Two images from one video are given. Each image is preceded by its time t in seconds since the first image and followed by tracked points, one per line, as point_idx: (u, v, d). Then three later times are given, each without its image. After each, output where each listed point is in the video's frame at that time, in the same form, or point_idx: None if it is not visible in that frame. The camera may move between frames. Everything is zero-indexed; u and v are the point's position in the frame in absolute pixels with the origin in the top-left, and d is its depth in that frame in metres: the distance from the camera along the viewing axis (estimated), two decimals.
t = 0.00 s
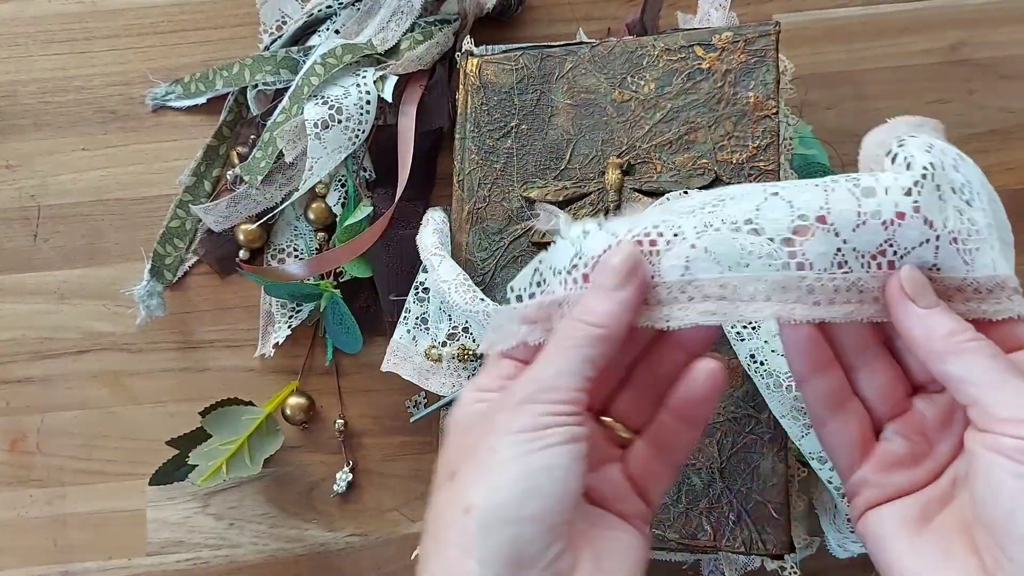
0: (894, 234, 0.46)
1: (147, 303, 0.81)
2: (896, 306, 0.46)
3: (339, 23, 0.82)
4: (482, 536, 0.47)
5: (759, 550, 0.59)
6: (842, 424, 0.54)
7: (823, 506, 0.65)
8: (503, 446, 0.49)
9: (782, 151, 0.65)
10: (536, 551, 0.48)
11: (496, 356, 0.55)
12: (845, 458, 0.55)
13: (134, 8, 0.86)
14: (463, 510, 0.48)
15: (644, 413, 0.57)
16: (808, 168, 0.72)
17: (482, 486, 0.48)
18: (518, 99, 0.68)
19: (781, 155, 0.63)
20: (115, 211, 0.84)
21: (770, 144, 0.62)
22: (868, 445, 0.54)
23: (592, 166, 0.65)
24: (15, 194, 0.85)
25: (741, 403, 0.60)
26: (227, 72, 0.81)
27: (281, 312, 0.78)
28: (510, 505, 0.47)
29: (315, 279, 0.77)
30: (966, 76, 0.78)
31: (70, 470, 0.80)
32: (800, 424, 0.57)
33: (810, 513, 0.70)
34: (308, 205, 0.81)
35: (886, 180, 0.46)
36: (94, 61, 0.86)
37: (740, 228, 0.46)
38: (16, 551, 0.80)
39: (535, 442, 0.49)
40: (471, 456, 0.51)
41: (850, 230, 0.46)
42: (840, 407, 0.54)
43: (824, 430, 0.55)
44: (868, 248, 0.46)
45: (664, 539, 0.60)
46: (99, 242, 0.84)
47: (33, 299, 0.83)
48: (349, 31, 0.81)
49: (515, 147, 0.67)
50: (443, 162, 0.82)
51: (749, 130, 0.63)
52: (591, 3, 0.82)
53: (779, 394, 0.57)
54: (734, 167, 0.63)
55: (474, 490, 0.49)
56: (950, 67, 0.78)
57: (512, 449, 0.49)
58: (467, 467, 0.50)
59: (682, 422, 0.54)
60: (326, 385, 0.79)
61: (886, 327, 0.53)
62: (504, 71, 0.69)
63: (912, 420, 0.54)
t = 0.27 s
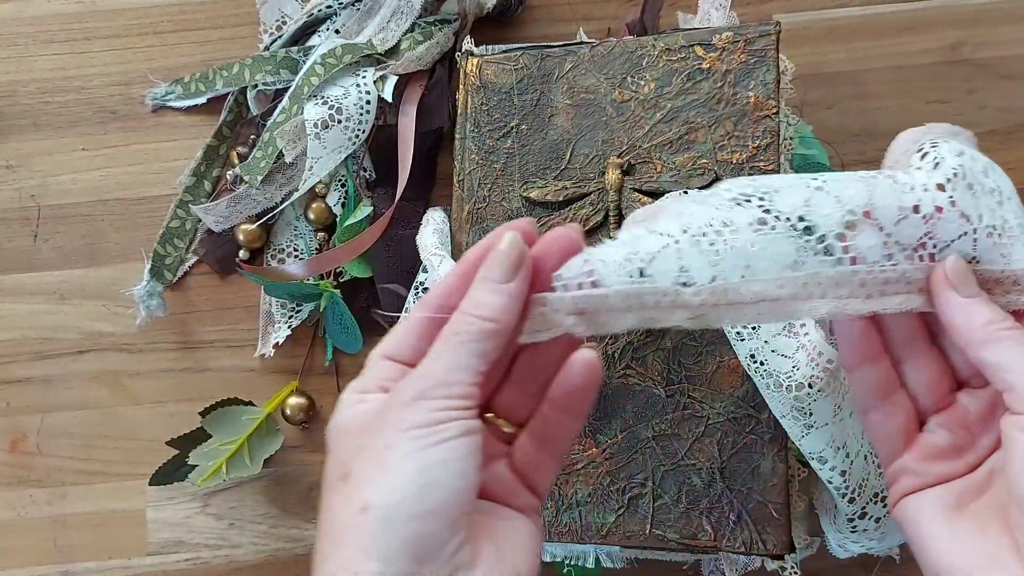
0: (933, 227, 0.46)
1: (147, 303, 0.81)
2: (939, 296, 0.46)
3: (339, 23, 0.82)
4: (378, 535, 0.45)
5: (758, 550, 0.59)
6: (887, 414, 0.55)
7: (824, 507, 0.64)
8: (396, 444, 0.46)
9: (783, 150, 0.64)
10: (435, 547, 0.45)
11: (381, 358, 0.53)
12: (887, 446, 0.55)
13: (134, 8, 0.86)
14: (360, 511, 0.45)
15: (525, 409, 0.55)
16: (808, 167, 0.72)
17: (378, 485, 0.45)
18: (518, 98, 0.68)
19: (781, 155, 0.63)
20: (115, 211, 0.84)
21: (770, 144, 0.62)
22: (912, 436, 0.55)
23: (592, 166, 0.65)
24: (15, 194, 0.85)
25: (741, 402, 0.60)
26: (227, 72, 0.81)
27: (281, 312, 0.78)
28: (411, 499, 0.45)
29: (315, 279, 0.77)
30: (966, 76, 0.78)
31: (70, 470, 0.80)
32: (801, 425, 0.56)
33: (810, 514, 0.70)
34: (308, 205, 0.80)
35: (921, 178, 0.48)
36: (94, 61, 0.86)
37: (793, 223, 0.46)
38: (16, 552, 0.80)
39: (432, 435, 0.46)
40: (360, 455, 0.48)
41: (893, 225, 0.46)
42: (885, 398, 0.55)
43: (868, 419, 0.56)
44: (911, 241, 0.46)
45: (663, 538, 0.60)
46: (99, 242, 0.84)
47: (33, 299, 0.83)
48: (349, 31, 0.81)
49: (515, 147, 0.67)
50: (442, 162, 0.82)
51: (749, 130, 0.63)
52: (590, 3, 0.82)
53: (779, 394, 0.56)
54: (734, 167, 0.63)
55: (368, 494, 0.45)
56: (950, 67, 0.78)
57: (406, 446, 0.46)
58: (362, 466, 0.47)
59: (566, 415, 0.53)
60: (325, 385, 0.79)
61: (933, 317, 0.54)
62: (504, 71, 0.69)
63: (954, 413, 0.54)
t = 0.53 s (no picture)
0: (999, 206, 0.40)
1: (147, 303, 0.81)
2: (1007, 277, 0.40)
3: (339, 23, 0.82)
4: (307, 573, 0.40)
5: (758, 551, 0.59)
6: (935, 396, 0.50)
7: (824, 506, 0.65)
8: (329, 468, 0.42)
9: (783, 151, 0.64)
10: None
11: (308, 365, 0.48)
12: (934, 432, 0.51)
13: (134, 8, 0.87)
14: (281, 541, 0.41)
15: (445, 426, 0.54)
16: (809, 166, 0.72)
17: (309, 514, 0.41)
18: (518, 98, 0.68)
19: (781, 155, 0.63)
20: (115, 211, 0.84)
21: (769, 144, 0.62)
22: (963, 419, 0.50)
23: (592, 166, 0.65)
24: (15, 194, 0.85)
25: (740, 403, 0.60)
26: (227, 72, 0.81)
27: (281, 312, 0.78)
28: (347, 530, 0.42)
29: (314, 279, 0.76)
30: (966, 76, 0.78)
31: (70, 470, 0.80)
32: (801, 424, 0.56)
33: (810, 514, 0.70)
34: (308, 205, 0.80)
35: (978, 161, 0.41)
36: (94, 61, 0.86)
37: (826, 227, 0.45)
38: (16, 552, 0.80)
39: (363, 459, 0.43)
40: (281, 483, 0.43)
41: (956, 204, 0.41)
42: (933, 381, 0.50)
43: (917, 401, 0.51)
44: (972, 221, 0.41)
45: (663, 538, 0.60)
46: (99, 242, 0.84)
47: (33, 299, 0.83)
48: (349, 31, 0.81)
49: (515, 147, 0.67)
50: (442, 162, 0.82)
51: (749, 130, 0.63)
52: (590, 3, 0.82)
53: (779, 395, 0.56)
54: (734, 167, 0.63)
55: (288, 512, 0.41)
56: (950, 68, 0.78)
57: (340, 472, 0.42)
58: (288, 492, 0.42)
59: (487, 433, 0.53)
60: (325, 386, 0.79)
61: (988, 299, 0.48)
62: (504, 71, 0.69)
63: (1008, 394, 0.48)
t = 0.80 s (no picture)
0: None
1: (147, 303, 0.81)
2: None
3: (339, 23, 0.82)
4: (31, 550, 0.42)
5: (758, 551, 0.59)
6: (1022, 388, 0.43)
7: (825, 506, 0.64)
8: (119, 437, 0.43)
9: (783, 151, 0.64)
10: None
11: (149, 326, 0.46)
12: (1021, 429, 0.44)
13: (134, 8, 0.87)
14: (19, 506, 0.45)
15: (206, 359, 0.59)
16: (809, 165, 0.72)
17: (94, 475, 0.42)
18: (517, 98, 0.68)
19: (781, 155, 0.63)
20: (115, 211, 0.84)
21: (769, 144, 0.62)
22: None
23: (592, 166, 0.65)
24: (15, 194, 0.85)
25: (740, 403, 0.60)
26: (227, 72, 0.81)
27: (282, 312, 0.78)
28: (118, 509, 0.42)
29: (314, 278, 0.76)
30: (966, 76, 0.78)
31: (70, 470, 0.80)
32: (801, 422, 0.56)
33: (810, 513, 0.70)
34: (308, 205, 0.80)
35: None
36: (94, 61, 0.86)
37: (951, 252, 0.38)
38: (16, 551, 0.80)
39: (159, 429, 0.44)
40: (93, 456, 0.43)
41: None
42: None
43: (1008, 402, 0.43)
44: None
45: (663, 539, 0.60)
46: (99, 242, 0.84)
47: (33, 299, 0.83)
48: (349, 31, 0.81)
49: (516, 146, 0.67)
50: (442, 162, 0.82)
51: (749, 130, 0.63)
52: (590, 3, 0.82)
53: (779, 393, 0.56)
54: (734, 166, 0.63)
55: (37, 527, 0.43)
56: (949, 68, 0.78)
57: (119, 450, 0.43)
58: (59, 453, 0.43)
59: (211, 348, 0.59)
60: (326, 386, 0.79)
61: None
62: (503, 71, 0.69)
63: None
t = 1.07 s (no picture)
0: None
1: (147, 304, 0.80)
2: None
3: (339, 23, 0.82)
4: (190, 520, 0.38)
5: (758, 551, 0.59)
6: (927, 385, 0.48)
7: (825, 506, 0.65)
8: (256, 387, 0.42)
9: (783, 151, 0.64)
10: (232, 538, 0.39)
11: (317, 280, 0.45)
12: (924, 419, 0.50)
13: (134, 8, 0.87)
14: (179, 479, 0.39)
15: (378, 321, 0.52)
16: (808, 165, 0.72)
17: (231, 414, 0.41)
18: (518, 99, 0.68)
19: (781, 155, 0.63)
20: (115, 211, 0.84)
21: (770, 144, 0.62)
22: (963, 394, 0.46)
23: (592, 166, 0.65)
24: (15, 194, 0.85)
25: (740, 402, 0.60)
26: (227, 72, 0.81)
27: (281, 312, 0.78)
28: (250, 460, 0.40)
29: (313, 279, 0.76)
30: (965, 76, 0.78)
31: (70, 470, 0.80)
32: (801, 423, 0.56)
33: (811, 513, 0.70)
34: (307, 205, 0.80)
35: None
36: (94, 61, 0.86)
37: None
38: (16, 551, 0.80)
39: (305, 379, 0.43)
40: (226, 396, 0.43)
41: None
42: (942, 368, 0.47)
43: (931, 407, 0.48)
44: None
45: (663, 538, 0.60)
46: (99, 242, 0.84)
47: (33, 299, 0.83)
48: (349, 31, 0.81)
49: (515, 146, 0.68)
50: (442, 163, 0.82)
51: (749, 131, 0.63)
52: (590, 3, 0.83)
53: (780, 393, 0.56)
54: (734, 166, 0.63)
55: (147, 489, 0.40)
56: (949, 68, 0.78)
57: (255, 388, 0.42)
58: (225, 398, 0.43)
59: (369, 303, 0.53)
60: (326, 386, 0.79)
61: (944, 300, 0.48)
62: (503, 71, 0.69)
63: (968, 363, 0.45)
